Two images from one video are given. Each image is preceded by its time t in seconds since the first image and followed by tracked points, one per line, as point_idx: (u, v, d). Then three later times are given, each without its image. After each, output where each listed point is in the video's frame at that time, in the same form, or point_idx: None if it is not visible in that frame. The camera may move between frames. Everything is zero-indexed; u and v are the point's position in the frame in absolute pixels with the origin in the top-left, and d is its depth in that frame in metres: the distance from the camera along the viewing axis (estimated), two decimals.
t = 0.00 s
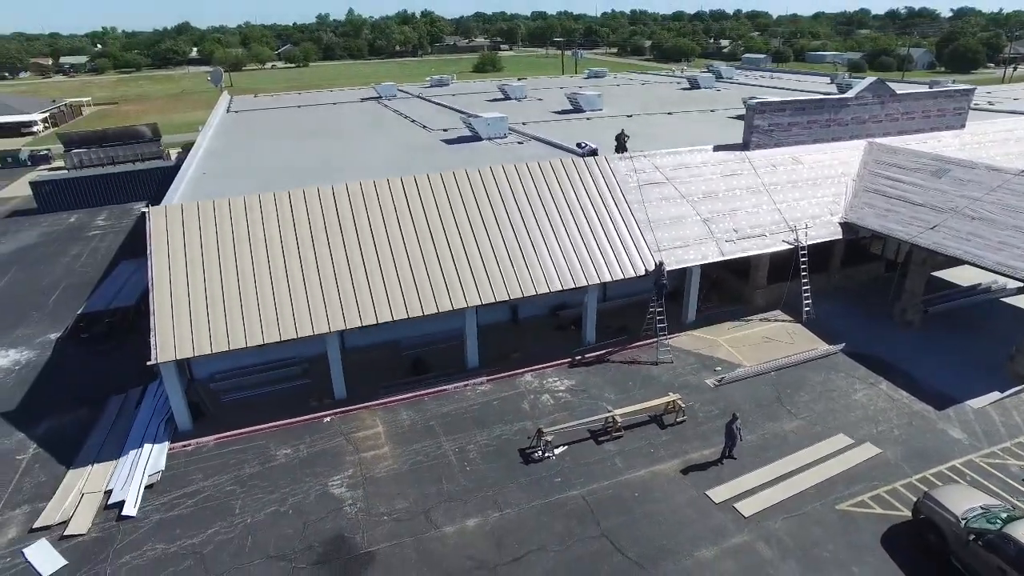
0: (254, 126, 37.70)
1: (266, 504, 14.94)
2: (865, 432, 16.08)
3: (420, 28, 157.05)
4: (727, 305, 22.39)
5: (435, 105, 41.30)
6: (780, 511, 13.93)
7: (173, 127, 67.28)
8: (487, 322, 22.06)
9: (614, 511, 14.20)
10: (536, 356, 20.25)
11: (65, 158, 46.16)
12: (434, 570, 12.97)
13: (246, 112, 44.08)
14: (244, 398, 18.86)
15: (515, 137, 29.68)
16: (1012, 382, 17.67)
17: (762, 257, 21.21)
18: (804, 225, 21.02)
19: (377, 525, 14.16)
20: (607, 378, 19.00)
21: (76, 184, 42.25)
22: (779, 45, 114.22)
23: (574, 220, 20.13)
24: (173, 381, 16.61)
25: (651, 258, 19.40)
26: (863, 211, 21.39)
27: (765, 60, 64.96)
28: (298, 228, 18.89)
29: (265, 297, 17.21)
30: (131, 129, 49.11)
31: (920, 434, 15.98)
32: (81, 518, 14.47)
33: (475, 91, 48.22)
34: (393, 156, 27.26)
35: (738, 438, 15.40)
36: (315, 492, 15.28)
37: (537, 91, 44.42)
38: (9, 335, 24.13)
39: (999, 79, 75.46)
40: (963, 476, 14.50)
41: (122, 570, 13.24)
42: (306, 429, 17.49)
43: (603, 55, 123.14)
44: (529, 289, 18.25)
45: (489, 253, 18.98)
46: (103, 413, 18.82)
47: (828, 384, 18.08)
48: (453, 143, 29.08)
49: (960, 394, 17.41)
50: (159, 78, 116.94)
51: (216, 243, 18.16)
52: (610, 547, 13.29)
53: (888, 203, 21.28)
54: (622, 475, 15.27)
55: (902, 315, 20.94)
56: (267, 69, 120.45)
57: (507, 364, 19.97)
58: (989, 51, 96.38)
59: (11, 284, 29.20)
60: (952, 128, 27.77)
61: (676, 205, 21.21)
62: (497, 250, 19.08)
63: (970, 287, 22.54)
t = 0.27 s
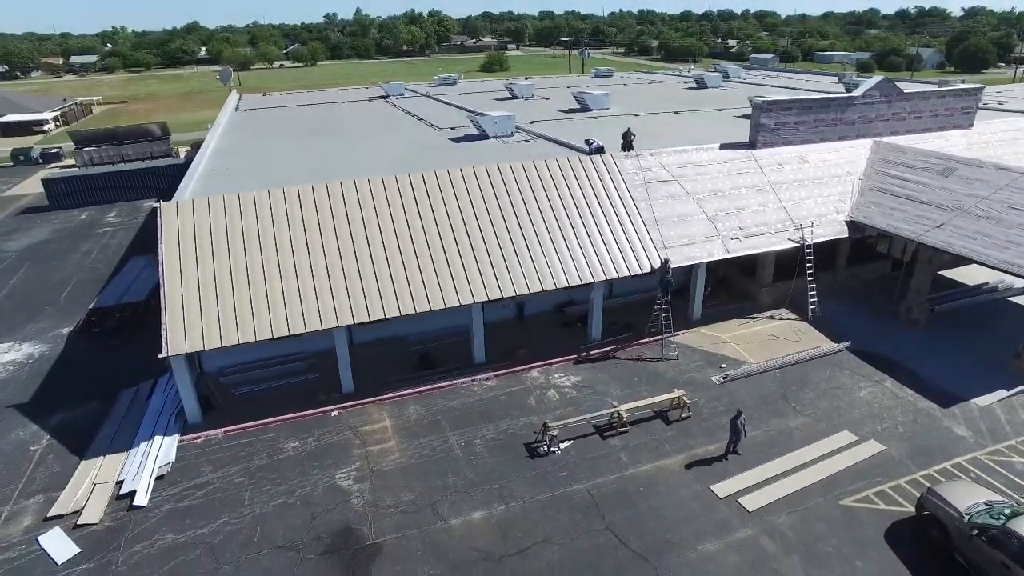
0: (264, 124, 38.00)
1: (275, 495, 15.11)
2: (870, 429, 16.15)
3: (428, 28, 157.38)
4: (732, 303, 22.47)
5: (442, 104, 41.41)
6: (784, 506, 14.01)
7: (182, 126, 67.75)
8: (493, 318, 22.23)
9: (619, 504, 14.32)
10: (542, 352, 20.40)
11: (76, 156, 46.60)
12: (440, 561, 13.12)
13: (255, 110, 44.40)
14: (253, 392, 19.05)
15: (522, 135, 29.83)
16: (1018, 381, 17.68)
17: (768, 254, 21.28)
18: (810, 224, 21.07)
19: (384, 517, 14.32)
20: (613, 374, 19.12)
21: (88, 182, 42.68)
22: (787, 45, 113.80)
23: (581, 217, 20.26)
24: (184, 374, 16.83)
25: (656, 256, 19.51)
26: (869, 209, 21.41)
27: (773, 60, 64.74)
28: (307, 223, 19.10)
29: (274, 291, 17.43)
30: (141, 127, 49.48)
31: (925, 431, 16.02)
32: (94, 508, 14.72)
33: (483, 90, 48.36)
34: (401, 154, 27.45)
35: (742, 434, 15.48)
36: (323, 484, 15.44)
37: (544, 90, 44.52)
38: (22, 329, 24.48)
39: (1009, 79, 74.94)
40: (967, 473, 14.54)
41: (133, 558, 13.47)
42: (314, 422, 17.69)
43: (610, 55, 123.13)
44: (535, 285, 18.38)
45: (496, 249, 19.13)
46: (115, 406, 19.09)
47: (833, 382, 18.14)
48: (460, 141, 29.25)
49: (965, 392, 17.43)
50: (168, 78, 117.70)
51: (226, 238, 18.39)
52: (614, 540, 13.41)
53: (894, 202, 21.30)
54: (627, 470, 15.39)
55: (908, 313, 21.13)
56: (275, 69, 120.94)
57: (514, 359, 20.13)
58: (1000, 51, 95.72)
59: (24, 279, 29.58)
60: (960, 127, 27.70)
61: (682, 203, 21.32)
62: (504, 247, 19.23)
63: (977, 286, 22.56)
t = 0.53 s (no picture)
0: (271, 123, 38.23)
1: (280, 488, 15.28)
2: (872, 426, 16.20)
3: (433, 27, 157.66)
4: (736, 300, 22.54)
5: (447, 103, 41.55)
6: (785, 501, 14.08)
7: (190, 124, 68.20)
8: (497, 315, 22.35)
9: (620, 499, 14.41)
10: (546, 349, 20.51)
11: (84, 154, 46.98)
12: (443, 553, 13.25)
13: (261, 109, 44.66)
14: (259, 387, 19.22)
15: (527, 133, 29.95)
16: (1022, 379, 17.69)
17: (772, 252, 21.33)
18: (814, 222, 21.11)
19: (388, 510, 14.46)
20: (616, 371, 19.22)
21: (96, 179, 43.02)
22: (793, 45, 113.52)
23: (585, 215, 20.37)
24: (190, 368, 16.98)
25: (660, 253, 19.60)
26: (873, 208, 21.44)
27: (779, 59, 64.62)
28: (313, 219, 19.27)
29: (280, 286, 17.60)
30: (149, 126, 49.76)
31: (928, 428, 16.04)
32: (102, 499, 14.92)
33: (488, 89, 48.48)
34: (406, 152, 27.61)
35: (745, 429, 15.55)
36: (328, 477, 15.58)
37: (549, 90, 44.62)
38: (31, 324, 24.75)
39: (1017, 79, 74.52)
40: (969, 470, 14.58)
41: (141, 548, 13.65)
42: (319, 417, 17.85)
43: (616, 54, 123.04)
44: (539, 281, 18.51)
45: (500, 246, 19.25)
46: (122, 400, 19.28)
47: (836, 379, 18.19)
48: (465, 140, 29.39)
49: (969, 390, 17.45)
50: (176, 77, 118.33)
51: (232, 234, 18.58)
52: (616, 534, 13.51)
53: (898, 201, 21.31)
54: (629, 465, 15.48)
55: (911, 311, 21.14)
56: (282, 68, 121.38)
57: (517, 356, 20.25)
58: (1008, 51, 95.17)
59: (33, 275, 29.89)
60: (965, 125, 27.66)
61: (685, 201, 21.40)
62: (508, 243, 19.35)
63: (978, 284, 22.75)
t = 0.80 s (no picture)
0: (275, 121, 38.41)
1: (284, 482, 15.41)
2: (873, 423, 16.23)
3: (438, 27, 157.90)
4: (738, 299, 22.60)
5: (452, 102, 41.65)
6: (786, 497, 14.13)
7: (195, 124, 68.53)
8: (500, 313, 22.44)
9: (622, 494, 14.50)
10: (548, 346, 20.60)
11: (91, 153, 47.30)
12: (445, 547, 13.36)
13: (266, 108, 44.88)
14: (264, 381, 19.37)
15: (531, 132, 30.03)
16: None
17: (775, 250, 21.37)
18: (816, 220, 21.15)
19: (391, 504, 14.58)
20: (619, 368, 19.29)
21: (103, 178, 43.34)
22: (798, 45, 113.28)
23: (588, 212, 20.45)
24: (196, 363, 17.15)
25: (662, 250, 19.67)
26: (876, 206, 21.46)
27: (784, 60, 64.52)
28: (317, 217, 19.40)
29: (285, 282, 17.74)
30: (154, 125, 50.07)
31: (929, 426, 16.07)
32: (108, 492, 15.08)
33: (492, 88, 48.57)
34: (410, 150, 27.74)
35: (746, 426, 15.61)
36: (331, 471, 15.70)
37: (553, 89, 44.69)
38: (39, 320, 24.98)
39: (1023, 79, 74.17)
40: (970, 467, 14.60)
41: (146, 540, 13.81)
42: (323, 412, 17.99)
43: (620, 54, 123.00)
44: (541, 278, 18.60)
45: (503, 243, 19.35)
46: (128, 395, 19.46)
47: (838, 377, 18.22)
48: (469, 138, 29.50)
49: (971, 388, 17.46)
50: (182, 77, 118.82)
51: (237, 230, 18.74)
52: (617, 528, 13.59)
53: (901, 199, 21.33)
54: (630, 461, 15.55)
55: (914, 310, 20.97)
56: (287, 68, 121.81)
57: (520, 352, 20.35)
58: (1015, 51, 94.72)
59: (40, 272, 30.15)
60: (969, 124, 27.63)
61: (688, 199, 21.46)
62: (511, 240, 19.45)
63: (982, 284, 22.63)
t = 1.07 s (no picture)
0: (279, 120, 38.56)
1: (286, 476, 15.53)
2: (873, 421, 16.26)
3: (443, 27, 158.03)
4: (739, 297, 22.64)
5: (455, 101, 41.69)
6: (785, 493, 14.17)
7: (200, 123, 68.82)
8: (501, 310, 22.52)
9: (621, 489, 14.57)
10: (549, 343, 20.68)
11: (95, 151, 47.58)
12: (445, 541, 13.45)
13: (271, 107, 45.05)
14: (267, 377, 19.50)
15: (533, 130, 30.09)
16: None
17: (776, 248, 21.40)
18: (818, 218, 21.17)
19: (391, 498, 14.68)
20: (620, 365, 19.35)
21: (108, 176, 43.58)
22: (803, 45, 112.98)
23: (589, 210, 20.53)
24: (199, 359, 17.30)
25: (663, 248, 19.72)
26: (878, 205, 21.46)
27: (788, 59, 64.37)
28: (319, 214, 19.52)
29: (287, 278, 17.86)
30: (159, 124, 50.29)
31: (929, 423, 16.09)
32: (112, 485, 15.23)
33: (496, 87, 48.62)
34: (413, 148, 27.85)
35: (745, 423, 15.65)
36: (332, 466, 15.82)
37: (556, 88, 44.72)
38: (44, 316, 25.17)
39: None
40: (969, 464, 14.62)
41: (149, 533, 13.94)
42: (325, 408, 18.11)
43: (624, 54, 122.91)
44: (542, 275, 18.69)
45: (504, 240, 19.44)
46: (132, 390, 19.63)
47: (838, 375, 18.25)
48: (472, 137, 29.58)
49: (971, 386, 17.46)
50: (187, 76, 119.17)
51: (240, 227, 18.88)
52: (616, 523, 13.66)
53: (902, 198, 21.34)
54: (630, 457, 15.62)
55: (915, 309, 20.98)
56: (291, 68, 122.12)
57: (520, 349, 20.43)
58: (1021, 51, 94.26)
59: (46, 269, 30.38)
60: (972, 123, 27.57)
61: (689, 197, 21.50)
62: (512, 237, 19.54)
63: (984, 283, 22.60)
